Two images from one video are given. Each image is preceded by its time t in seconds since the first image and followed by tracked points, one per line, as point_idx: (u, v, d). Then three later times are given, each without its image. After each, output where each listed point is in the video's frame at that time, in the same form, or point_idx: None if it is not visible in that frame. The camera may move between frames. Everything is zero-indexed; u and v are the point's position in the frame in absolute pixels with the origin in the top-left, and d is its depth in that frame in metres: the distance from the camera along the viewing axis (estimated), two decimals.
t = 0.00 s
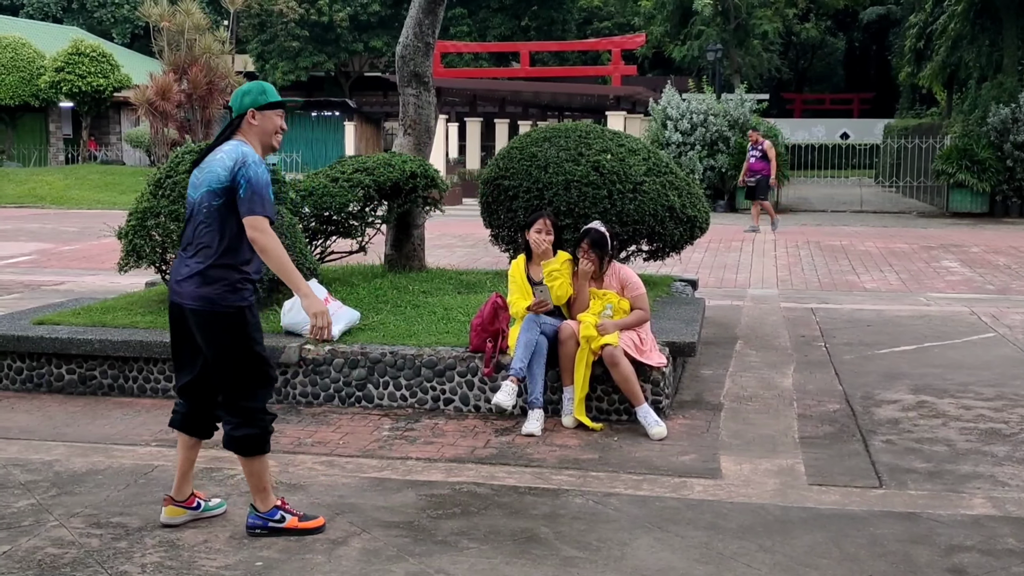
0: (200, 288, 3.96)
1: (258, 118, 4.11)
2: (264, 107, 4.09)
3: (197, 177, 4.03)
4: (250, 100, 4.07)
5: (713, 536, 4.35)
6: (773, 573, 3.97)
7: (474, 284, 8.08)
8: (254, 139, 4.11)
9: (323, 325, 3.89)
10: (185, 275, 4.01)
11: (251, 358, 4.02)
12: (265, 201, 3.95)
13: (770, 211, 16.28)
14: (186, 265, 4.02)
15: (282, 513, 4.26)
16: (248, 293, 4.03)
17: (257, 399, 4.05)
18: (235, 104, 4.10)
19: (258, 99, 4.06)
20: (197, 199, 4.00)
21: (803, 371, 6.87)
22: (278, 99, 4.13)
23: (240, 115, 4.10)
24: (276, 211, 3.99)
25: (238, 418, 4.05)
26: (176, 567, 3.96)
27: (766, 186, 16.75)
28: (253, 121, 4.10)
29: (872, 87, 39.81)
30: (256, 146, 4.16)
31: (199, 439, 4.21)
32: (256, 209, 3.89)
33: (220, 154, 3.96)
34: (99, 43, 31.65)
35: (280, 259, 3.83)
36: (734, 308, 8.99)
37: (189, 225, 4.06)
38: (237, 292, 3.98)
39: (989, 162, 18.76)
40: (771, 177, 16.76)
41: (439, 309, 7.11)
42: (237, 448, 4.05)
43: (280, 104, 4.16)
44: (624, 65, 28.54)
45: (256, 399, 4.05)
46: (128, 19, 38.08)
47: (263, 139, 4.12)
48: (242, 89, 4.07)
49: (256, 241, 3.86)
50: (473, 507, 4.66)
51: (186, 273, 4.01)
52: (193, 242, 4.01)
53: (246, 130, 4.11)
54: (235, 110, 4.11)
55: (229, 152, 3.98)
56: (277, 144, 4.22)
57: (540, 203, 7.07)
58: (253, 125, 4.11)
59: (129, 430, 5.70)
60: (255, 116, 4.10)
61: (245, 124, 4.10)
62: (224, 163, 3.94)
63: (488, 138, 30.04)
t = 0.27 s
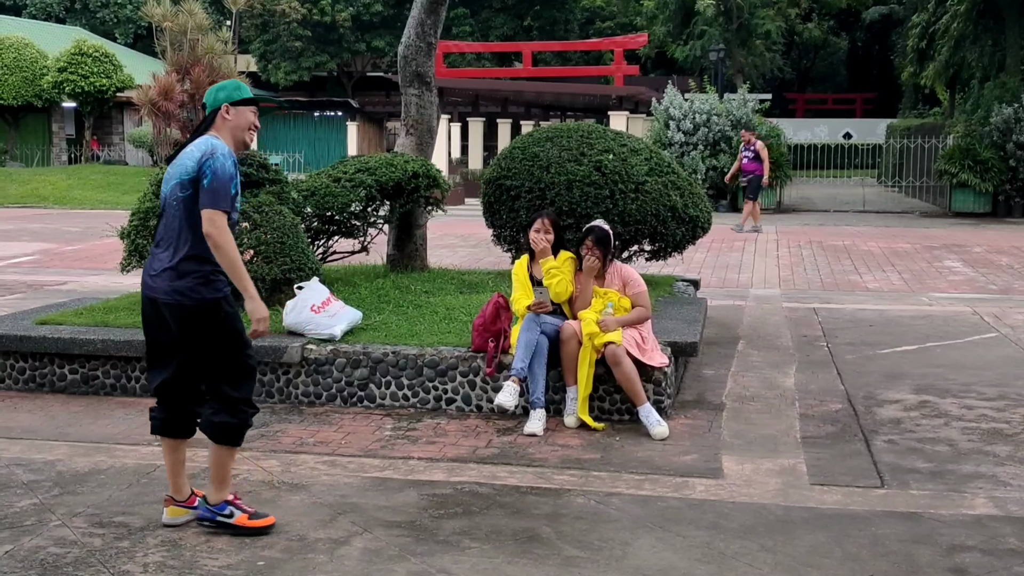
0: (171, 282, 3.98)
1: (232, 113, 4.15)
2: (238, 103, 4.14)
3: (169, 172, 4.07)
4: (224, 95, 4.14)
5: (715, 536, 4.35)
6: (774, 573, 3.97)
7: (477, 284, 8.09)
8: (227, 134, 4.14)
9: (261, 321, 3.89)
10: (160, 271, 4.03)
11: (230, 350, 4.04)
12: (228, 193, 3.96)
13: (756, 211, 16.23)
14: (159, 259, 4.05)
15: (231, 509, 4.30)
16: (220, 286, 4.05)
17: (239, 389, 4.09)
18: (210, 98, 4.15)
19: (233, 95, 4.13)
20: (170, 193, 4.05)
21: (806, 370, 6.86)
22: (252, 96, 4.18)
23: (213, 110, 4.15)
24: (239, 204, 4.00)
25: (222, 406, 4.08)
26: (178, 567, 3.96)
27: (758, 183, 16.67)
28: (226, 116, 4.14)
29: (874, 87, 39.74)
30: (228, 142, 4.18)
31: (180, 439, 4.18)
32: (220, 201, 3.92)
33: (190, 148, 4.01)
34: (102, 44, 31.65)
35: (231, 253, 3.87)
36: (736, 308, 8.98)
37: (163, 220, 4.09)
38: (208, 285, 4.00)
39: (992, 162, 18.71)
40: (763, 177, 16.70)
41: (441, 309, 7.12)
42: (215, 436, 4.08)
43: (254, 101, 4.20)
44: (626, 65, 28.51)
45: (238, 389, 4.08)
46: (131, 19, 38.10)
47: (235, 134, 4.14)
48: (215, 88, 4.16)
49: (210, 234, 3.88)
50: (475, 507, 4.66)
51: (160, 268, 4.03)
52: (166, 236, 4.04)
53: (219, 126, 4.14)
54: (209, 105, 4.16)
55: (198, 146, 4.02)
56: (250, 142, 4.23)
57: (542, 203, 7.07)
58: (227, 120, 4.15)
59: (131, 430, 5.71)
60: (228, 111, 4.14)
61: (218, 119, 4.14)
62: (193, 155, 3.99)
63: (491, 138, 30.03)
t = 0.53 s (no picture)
0: (157, 289, 3.97)
1: (222, 112, 4.11)
2: (225, 102, 4.10)
3: (160, 173, 4.02)
4: (211, 94, 4.09)
5: (717, 536, 4.34)
6: (776, 572, 3.97)
7: (479, 284, 8.09)
8: (218, 134, 4.11)
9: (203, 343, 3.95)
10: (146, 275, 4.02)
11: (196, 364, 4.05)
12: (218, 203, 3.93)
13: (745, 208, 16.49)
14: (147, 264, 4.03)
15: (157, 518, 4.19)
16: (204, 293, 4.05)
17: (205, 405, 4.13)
18: (197, 98, 4.10)
19: (219, 93, 4.09)
20: (160, 195, 4.01)
21: (809, 371, 6.85)
22: (239, 94, 4.14)
23: (205, 109, 4.10)
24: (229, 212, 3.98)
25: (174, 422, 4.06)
26: (180, 567, 3.97)
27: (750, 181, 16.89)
28: (216, 116, 4.10)
29: (878, 87, 39.72)
30: (218, 142, 4.15)
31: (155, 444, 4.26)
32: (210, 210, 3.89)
33: (181, 151, 3.96)
34: (105, 44, 31.68)
35: (202, 266, 3.87)
36: (739, 307, 8.98)
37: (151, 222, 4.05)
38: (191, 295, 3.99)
39: (996, 162, 18.72)
40: (753, 175, 16.96)
41: (444, 309, 7.11)
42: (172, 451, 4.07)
43: (240, 97, 4.16)
44: (629, 65, 28.47)
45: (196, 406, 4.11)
46: (135, 19, 38.15)
47: (226, 134, 4.12)
48: (200, 86, 4.09)
49: (193, 244, 3.86)
50: (478, 507, 4.66)
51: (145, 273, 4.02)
52: (154, 240, 4.02)
53: (209, 125, 4.11)
54: (197, 106, 4.12)
55: (190, 149, 3.97)
56: (240, 140, 4.22)
57: (545, 203, 7.07)
58: (217, 120, 4.11)
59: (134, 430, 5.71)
60: (218, 111, 4.10)
61: (208, 120, 4.10)
62: (185, 159, 3.94)
63: (494, 138, 30.03)
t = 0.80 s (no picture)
0: (139, 291, 3.94)
1: (221, 113, 4.10)
2: (226, 102, 4.09)
3: (152, 172, 4.00)
4: (213, 94, 4.08)
5: (721, 538, 4.34)
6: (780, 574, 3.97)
7: (484, 285, 8.10)
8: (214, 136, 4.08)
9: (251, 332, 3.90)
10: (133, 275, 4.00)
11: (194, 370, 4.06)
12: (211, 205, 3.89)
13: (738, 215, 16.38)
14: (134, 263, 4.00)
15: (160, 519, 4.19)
16: (190, 298, 4.01)
17: (196, 404, 4.10)
18: (199, 97, 4.09)
19: (222, 93, 4.08)
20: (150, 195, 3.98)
21: (813, 372, 6.85)
22: (241, 93, 4.13)
23: (204, 110, 4.09)
24: (223, 214, 3.93)
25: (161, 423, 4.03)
26: (186, 568, 3.98)
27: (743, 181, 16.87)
28: (216, 116, 4.08)
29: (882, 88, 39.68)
30: (216, 141, 4.13)
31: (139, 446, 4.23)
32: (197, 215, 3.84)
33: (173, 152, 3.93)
34: (110, 46, 31.75)
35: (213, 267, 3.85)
36: (744, 309, 8.98)
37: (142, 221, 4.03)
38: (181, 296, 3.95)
39: (1001, 163, 18.71)
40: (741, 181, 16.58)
41: (448, 310, 7.12)
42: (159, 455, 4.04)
43: (242, 98, 4.14)
44: (633, 66, 28.48)
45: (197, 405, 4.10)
46: (139, 21, 38.22)
47: (224, 133, 4.09)
48: (204, 85, 4.10)
49: (189, 248, 3.82)
50: (482, 508, 4.66)
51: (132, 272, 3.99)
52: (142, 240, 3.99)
53: (207, 125, 4.09)
54: (198, 104, 4.10)
55: (182, 151, 3.94)
56: (238, 142, 4.20)
57: (550, 204, 7.08)
58: (216, 119, 4.10)
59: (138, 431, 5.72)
60: (218, 111, 4.09)
61: (206, 120, 4.08)
62: (175, 161, 3.91)
63: (498, 139, 30.03)
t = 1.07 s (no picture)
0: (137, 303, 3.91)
1: (215, 116, 3.93)
2: (218, 105, 3.92)
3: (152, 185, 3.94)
4: (205, 98, 3.91)
5: (727, 539, 4.34)
6: None
7: (489, 286, 8.10)
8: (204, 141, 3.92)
9: (245, 323, 3.73)
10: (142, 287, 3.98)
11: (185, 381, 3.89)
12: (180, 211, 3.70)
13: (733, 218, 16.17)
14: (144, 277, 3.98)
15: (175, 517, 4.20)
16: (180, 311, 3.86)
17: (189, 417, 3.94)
18: (190, 104, 3.92)
19: (210, 96, 3.91)
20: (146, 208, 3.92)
21: (819, 373, 6.85)
22: (234, 94, 3.97)
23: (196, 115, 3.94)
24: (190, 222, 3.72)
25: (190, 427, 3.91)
26: (191, 568, 3.98)
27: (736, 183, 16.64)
28: (209, 120, 3.92)
29: (888, 88, 39.63)
30: (212, 146, 3.95)
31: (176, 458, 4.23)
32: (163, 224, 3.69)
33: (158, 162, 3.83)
34: (116, 47, 31.79)
35: (189, 275, 3.68)
36: (750, 309, 8.97)
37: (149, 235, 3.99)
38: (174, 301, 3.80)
39: (1008, 164, 18.72)
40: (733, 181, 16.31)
41: (453, 312, 7.12)
42: (193, 460, 3.95)
43: (237, 97, 3.98)
44: (639, 67, 28.47)
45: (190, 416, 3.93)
46: (146, 23, 38.27)
47: (218, 136, 3.92)
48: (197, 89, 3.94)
49: (159, 257, 3.67)
50: (487, 509, 4.67)
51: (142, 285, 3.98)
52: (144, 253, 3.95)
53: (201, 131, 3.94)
54: (192, 111, 3.94)
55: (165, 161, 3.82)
56: (236, 145, 4.02)
57: (555, 206, 7.08)
58: (211, 124, 3.93)
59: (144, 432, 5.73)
60: (211, 115, 3.92)
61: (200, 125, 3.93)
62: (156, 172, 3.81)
63: (504, 140, 30.04)
